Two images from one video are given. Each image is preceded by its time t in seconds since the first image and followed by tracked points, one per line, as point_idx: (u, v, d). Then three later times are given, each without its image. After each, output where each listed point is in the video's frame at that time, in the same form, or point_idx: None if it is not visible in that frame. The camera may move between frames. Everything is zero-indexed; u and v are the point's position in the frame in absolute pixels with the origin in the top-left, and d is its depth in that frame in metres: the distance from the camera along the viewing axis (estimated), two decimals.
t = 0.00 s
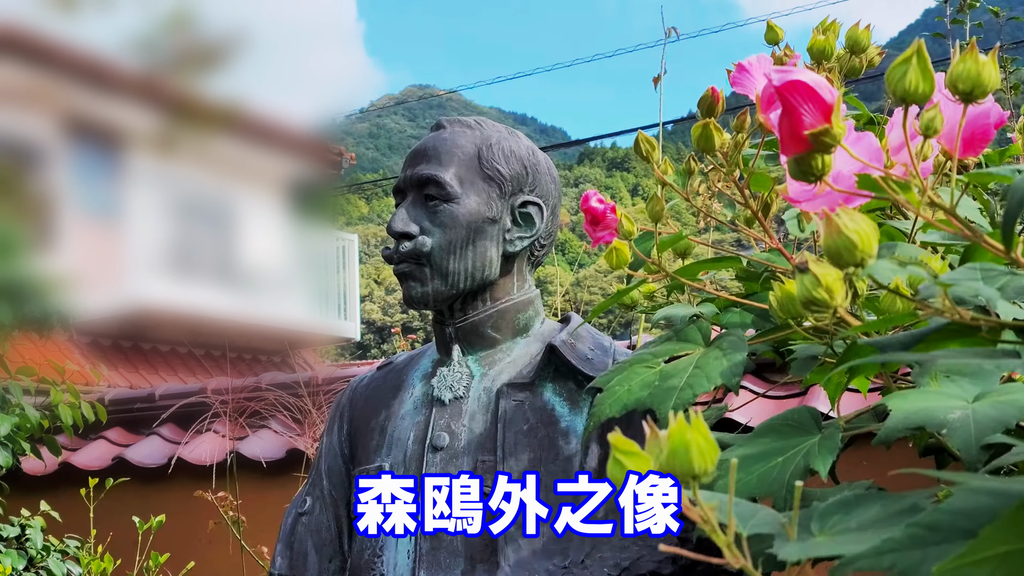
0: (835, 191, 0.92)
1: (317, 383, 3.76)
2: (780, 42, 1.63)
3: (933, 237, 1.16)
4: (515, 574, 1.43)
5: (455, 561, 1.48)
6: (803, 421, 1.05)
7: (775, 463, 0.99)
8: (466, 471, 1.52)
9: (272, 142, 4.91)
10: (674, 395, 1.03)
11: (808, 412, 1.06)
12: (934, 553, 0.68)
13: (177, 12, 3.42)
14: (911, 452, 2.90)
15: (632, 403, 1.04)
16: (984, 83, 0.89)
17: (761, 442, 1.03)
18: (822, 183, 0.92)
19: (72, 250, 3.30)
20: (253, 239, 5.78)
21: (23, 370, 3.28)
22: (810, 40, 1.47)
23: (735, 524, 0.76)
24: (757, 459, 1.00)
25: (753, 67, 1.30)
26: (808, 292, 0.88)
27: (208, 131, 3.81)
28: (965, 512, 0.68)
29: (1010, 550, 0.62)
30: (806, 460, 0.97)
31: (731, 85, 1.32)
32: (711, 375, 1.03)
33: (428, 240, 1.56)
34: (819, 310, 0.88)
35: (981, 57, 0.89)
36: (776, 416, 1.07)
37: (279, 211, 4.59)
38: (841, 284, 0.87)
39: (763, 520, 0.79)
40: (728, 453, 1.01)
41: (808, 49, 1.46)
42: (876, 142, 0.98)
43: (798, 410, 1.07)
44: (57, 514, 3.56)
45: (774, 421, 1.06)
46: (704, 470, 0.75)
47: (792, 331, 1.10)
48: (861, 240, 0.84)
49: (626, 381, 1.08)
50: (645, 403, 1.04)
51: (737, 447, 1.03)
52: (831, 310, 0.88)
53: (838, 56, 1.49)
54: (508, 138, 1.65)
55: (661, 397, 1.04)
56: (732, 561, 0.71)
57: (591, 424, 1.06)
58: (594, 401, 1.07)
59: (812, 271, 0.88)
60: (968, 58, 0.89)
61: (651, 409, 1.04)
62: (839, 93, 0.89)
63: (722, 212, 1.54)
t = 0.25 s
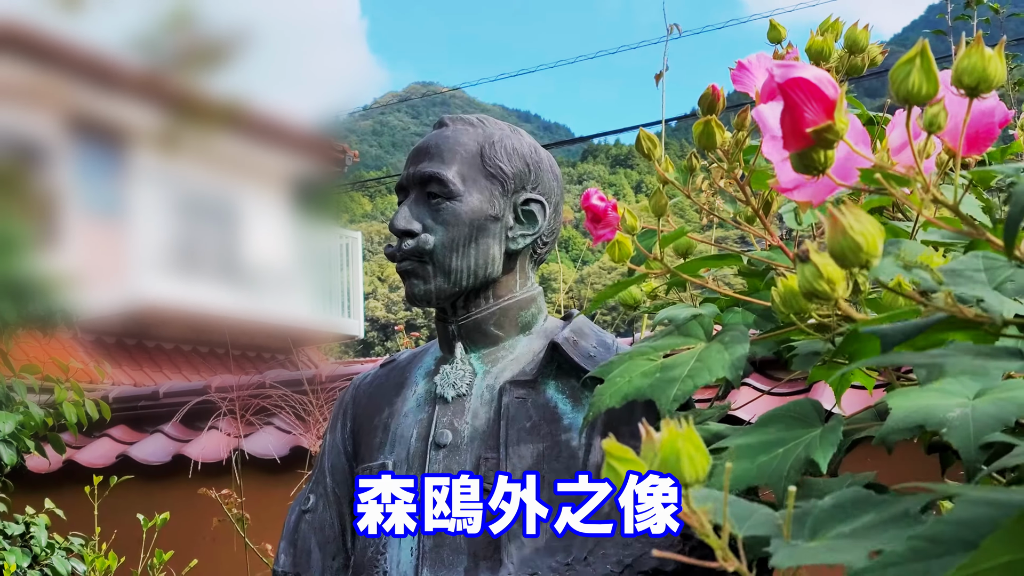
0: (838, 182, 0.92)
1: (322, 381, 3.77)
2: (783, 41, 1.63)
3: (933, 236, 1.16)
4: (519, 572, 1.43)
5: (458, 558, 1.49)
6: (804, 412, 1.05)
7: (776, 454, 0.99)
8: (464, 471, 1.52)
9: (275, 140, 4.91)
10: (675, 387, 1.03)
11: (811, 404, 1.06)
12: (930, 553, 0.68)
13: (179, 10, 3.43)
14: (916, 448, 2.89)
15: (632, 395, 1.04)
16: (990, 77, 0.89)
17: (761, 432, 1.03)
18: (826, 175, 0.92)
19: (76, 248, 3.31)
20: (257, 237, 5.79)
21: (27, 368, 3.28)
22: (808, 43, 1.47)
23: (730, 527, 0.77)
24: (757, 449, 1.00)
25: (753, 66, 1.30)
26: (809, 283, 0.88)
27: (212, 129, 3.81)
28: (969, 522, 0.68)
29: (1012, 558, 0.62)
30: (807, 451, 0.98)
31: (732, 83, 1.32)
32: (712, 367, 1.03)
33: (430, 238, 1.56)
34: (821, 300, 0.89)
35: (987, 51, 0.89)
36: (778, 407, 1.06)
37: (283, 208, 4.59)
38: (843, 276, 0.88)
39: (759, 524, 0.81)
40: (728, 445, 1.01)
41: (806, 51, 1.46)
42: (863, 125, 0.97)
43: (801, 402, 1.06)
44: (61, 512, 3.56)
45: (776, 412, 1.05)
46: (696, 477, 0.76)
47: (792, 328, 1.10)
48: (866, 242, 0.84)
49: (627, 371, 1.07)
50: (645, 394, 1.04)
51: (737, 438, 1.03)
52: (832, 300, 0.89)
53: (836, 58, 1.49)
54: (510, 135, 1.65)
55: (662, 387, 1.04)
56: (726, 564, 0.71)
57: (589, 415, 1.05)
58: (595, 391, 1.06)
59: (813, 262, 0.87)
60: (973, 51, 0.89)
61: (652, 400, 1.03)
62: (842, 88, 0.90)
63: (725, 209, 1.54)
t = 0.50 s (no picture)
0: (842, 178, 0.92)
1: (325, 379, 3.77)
2: (786, 37, 1.63)
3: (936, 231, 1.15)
4: (521, 568, 1.43)
5: (461, 554, 1.49)
6: (807, 409, 1.05)
7: (780, 453, 0.99)
8: (462, 471, 1.52)
9: (278, 138, 4.91)
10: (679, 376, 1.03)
11: (813, 400, 1.06)
12: (926, 539, 0.68)
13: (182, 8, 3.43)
14: (919, 444, 2.89)
15: (635, 385, 1.04)
16: (994, 71, 0.88)
17: (765, 428, 1.03)
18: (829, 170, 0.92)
19: (78, 246, 3.31)
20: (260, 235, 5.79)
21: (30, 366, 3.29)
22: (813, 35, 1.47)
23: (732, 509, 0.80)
24: (762, 447, 0.99)
25: (753, 62, 1.30)
26: (809, 291, 0.88)
27: (214, 127, 3.81)
28: (964, 500, 0.68)
29: (1003, 536, 0.62)
30: (810, 450, 0.98)
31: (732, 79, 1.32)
32: (716, 360, 1.04)
33: (433, 235, 1.56)
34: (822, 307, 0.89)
35: (990, 44, 0.89)
36: (779, 404, 1.06)
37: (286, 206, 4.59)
38: (842, 281, 0.87)
39: (763, 508, 0.82)
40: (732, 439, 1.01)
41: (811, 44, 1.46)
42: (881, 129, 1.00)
43: (803, 398, 1.07)
44: (65, 510, 3.57)
45: (778, 408, 1.06)
46: (699, 453, 0.78)
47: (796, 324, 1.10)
48: (864, 244, 0.84)
49: (629, 363, 1.08)
50: (648, 383, 1.04)
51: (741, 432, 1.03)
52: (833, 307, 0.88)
53: (842, 51, 1.50)
54: (512, 132, 1.65)
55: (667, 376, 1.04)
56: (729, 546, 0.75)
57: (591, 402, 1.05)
58: (596, 379, 1.06)
59: (813, 268, 0.87)
60: (977, 45, 0.89)
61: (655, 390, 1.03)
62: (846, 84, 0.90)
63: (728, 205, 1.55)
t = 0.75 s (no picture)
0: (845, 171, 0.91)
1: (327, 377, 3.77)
2: (794, 30, 1.63)
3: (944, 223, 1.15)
4: (524, 566, 1.44)
5: (464, 553, 1.49)
6: (813, 403, 1.04)
7: (786, 448, 0.99)
8: (462, 470, 1.53)
9: (281, 136, 4.91)
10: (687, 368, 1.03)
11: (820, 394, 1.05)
12: (932, 532, 0.68)
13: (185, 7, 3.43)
14: (922, 441, 2.89)
15: (643, 377, 1.04)
16: (997, 65, 0.88)
17: (772, 420, 1.03)
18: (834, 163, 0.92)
19: (82, 245, 3.31)
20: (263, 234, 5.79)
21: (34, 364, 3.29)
22: (823, 27, 1.46)
23: (743, 494, 0.80)
24: (770, 441, 0.99)
25: (765, 51, 1.31)
26: (817, 268, 0.87)
27: (218, 125, 3.81)
28: (964, 494, 0.69)
29: (1007, 531, 0.62)
30: (815, 445, 0.98)
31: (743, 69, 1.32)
32: (724, 351, 1.04)
33: (436, 233, 1.56)
34: (827, 287, 0.88)
35: (994, 38, 0.89)
36: (784, 399, 1.06)
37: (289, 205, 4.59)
38: (849, 261, 0.87)
39: (774, 493, 0.82)
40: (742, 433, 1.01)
41: (820, 36, 1.46)
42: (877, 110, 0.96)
43: (811, 392, 1.06)
44: (68, 508, 3.57)
45: (785, 401, 1.05)
46: (712, 436, 0.78)
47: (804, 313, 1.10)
48: (869, 221, 0.84)
49: (637, 356, 1.07)
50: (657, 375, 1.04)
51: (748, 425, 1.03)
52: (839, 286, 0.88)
53: (850, 44, 1.50)
54: (515, 131, 1.65)
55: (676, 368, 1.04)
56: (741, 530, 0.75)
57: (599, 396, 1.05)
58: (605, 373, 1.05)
59: (821, 248, 0.87)
60: (980, 39, 0.89)
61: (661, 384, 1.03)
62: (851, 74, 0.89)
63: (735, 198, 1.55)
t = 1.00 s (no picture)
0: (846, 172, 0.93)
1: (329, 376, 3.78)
2: (798, 26, 1.63)
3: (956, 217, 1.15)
4: (526, 565, 1.44)
5: (466, 552, 1.49)
6: (821, 395, 1.04)
7: (795, 436, 0.99)
8: (462, 470, 1.53)
9: (283, 134, 4.92)
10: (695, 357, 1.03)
11: (830, 385, 1.05)
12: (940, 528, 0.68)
13: (188, 6, 3.43)
14: (924, 440, 2.89)
15: (649, 364, 1.04)
16: (995, 65, 0.89)
17: (780, 411, 1.02)
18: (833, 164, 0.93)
19: (85, 245, 3.31)
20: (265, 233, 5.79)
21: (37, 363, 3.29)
22: (829, 22, 1.46)
23: (755, 480, 0.80)
24: (779, 430, 1.00)
25: (777, 41, 1.30)
26: (817, 286, 0.87)
27: (221, 124, 3.81)
28: (973, 492, 0.68)
29: (1011, 527, 0.63)
30: (824, 435, 0.97)
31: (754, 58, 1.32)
32: (731, 340, 1.03)
33: (437, 233, 1.56)
34: (829, 305, 0.88)
35: (992, 39, 0.89)
36: (795, 387, 1.06)
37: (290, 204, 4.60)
38: (851, 276, 0.87)
39: (785, 479, 0.82)
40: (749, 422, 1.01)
41: (828, 31, 1.46)
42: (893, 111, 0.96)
43: (820, 382, 1.06)
44: (71, 507, 3.57)
45: (793, 392, 1.05)
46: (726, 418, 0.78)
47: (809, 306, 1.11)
48: (867, 233, 0.84)
49: (644, 339, 1.07)
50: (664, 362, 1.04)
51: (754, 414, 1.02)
52: (841, 303, 0.88)
53: (856, 40, 1.49)
54: (516, 130, 1.65)
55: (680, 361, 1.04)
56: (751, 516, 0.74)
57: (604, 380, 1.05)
58: (609, 356, 1.05)
59: (820, 264, 0.87)
60: (977, 40, 0.89)
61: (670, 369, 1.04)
62: (851, 74, 0.89)
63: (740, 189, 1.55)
